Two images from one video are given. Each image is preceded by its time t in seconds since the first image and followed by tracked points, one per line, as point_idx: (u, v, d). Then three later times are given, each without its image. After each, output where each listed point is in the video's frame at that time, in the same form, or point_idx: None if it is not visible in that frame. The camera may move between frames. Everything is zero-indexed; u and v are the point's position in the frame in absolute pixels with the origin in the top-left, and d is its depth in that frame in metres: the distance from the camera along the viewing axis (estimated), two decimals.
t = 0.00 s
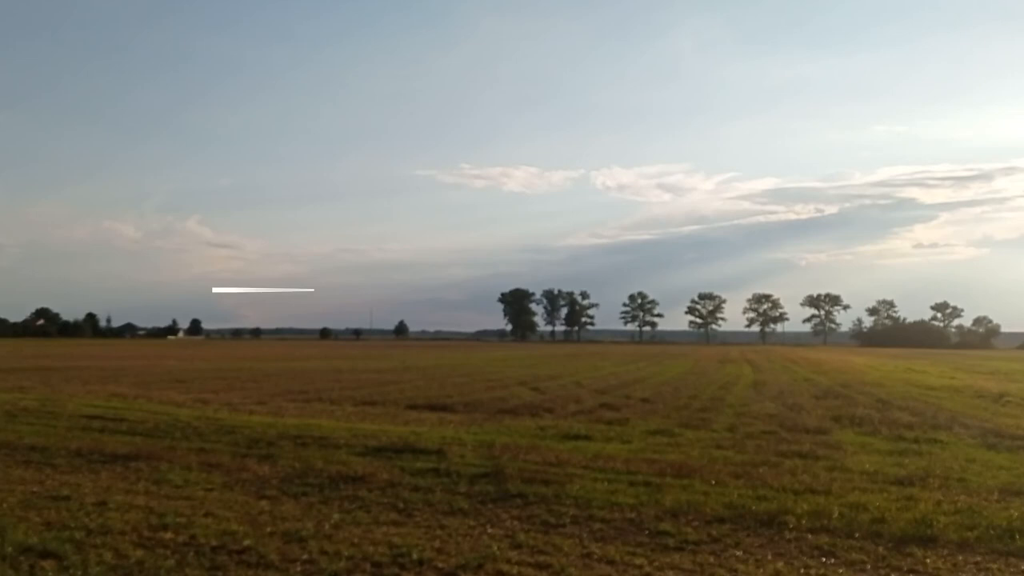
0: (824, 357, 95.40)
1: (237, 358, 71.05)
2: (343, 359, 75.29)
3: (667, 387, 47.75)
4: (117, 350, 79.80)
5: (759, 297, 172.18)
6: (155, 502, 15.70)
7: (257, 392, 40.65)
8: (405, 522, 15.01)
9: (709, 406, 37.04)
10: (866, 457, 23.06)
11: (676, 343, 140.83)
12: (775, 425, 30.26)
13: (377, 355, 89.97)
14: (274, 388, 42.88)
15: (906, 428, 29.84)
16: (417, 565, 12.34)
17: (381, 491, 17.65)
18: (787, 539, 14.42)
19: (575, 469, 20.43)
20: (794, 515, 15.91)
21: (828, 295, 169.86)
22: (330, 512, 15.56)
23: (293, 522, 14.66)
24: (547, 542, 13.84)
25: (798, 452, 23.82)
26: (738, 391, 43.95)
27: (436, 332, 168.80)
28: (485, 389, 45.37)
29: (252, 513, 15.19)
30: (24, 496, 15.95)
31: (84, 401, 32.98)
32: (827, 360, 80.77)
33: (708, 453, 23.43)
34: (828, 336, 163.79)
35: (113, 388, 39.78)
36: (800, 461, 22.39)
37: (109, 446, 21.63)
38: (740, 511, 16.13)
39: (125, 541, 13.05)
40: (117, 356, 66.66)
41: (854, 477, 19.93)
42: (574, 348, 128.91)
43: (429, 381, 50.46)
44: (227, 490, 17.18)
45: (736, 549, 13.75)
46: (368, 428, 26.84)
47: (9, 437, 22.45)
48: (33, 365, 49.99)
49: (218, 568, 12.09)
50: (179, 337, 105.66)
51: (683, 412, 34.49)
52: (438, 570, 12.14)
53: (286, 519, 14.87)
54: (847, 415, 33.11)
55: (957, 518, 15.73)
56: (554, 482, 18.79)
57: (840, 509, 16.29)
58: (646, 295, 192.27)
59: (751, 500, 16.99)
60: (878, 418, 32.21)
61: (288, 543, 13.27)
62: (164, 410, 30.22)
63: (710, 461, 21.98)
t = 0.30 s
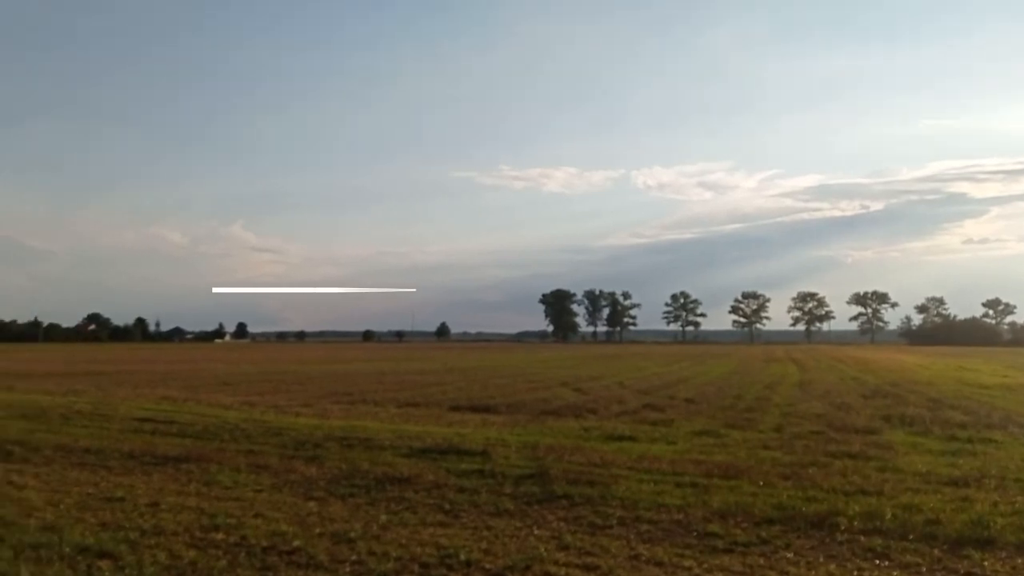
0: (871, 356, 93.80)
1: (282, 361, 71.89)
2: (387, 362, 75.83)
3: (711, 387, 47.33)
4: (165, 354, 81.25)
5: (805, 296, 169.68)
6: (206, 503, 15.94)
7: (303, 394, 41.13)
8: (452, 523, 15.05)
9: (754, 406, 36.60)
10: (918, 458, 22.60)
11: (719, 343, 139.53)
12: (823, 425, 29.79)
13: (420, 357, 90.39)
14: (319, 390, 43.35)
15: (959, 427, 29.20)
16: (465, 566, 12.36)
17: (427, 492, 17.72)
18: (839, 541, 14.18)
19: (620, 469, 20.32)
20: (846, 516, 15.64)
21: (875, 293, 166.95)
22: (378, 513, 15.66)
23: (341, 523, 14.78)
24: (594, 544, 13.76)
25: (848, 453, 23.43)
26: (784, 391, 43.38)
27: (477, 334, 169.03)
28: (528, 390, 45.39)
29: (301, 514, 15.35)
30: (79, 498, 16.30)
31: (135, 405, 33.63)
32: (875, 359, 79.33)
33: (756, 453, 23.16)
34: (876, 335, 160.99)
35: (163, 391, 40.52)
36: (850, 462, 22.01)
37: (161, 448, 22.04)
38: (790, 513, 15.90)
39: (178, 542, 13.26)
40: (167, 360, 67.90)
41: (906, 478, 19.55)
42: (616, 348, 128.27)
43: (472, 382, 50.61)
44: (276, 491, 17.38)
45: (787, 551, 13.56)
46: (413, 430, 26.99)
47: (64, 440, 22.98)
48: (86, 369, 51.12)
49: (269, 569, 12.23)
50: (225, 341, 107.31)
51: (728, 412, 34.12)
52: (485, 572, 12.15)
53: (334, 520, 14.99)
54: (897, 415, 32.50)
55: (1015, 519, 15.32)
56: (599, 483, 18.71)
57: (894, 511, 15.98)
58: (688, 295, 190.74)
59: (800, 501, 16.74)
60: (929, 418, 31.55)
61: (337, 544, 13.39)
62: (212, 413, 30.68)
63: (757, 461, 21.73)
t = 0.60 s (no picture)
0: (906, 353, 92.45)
1: (312, 364, 72.32)
2: (416, 363, 76.05)
3: (742, 386, 46.93)
4: (197, 357, 82.08)
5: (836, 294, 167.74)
6: (240, 505, 16.06)
7: (334, 397, 41.38)
8: (485, 524, 15.05)
9: (787, 406, 36.21)
10: (956, 457, 22.24)
11: (749, 342, 138.39)
12: (857, 424, 29.42)
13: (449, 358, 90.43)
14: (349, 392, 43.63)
15: (998, 426, 28.69)
16: (499, 567, 12.35)
17: (459, 494, 17.73)
18: (877, 541, 13.99)
19: (652, 470, 20.22)
20: (883, 516, 15.42)
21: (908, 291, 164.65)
22: (411, 515, 15.69)
23: (374, 524, 14.84)
24: (628, 545, 13.69)
25: (883, 452, 23.11)
26: (816, 390, 42.89)
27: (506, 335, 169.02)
28: (557, 391, 45.30)
29: (334, 516, 15.42)
30: (116, 500, 16.50)
31: (169, 408, 34.02)
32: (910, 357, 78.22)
33: (789, 453, 22.92)
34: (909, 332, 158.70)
35: (196, 394, 40.95)
36: (886, 461, 21.71)
37: (195, 450, 22.28)
38: (826, 513, 15.71)
39: (214, 544, 13.38)
40: (199, 364, 68.58)
41: (944, 478, 19.24)
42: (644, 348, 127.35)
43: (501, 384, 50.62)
44: (309, 493, 17.49)
45: (824, 552, 13.40)
46: (444, 431, 27.03)
47: (100, 443, 23.29)
48: (119, 373, 51.77)
49: (304, 569, 12.31)
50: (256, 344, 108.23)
51: (760, 412, 33.76)
52: (519, 573, 12.12)
53: (367, 521, 15.05)
54: (933, 414, 31.99)
55: None
56: (632, 484, 18.62)
57: (933, 511, 15.73)
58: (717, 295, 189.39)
59: (837, 502, 16.54)
60: (966, 416, 31.02)
61: (371, 545, 13.44)
62: (244, 415, 30.94)
63: (791, 461, 21.50)
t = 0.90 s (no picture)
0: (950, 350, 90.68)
1: (351, 366, 72.93)
2: (454, 365, 76.25)
3: (782, 385, 46.41)
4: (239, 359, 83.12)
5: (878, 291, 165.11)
6: (284, 506, 16.25)
7: (373, 398, 41.65)
8: (526, 525, 15.05)
9: (828, 404, 35.75)
10: (1005, 456, 21.78)
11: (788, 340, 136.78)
12: (901, 423, 28.94)
13: (485, 359, 90.66)
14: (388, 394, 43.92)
15: None
16: (541, 568, 12.35)
17: (499, 494, 17.76)
18: (925, 542, 13.76)
19: (694, 470, 20.09)
20: (931, 516, 15.15)
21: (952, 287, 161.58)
22: (452, 515, 15.75)
23: (416, 525, 14.91)
24: (671, 546, 13.61)
25: (929, 451, 22.69)
26: (859, 389, 42.25)
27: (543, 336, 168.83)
28: (595, 391, 45.18)
29: (377, 516, 15.53)
30: (164, 501, 16.79)
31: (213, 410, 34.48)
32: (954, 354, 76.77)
33: (833, 453, 22.60)
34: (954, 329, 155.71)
35: (238, 397, 41.47)
36: (932, 460, 21.34)
37: (239, 452, 22.57)
38: (872, 513, 15.48)
39: (260, 544, 13.54)
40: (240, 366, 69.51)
41: (993, 477, 18.85)
42: (682, 348, 126.08)
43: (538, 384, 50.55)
44: (351, 494, 17.64)
45: (871, 552, 13.21)
46: (483, 432, 27.09)
47: (146, 445, 23.70)
48: (163, 377, 52.68)
49: (348, 570, 12.42)
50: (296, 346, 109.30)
51: (801, 411, 33.31)
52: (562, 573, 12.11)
53: (409, 522, 15.13)
54: (980, 412, 31.35)
55: None
56: (673, 484, 18.51)
57: (983, 510, 15.43)
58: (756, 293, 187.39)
59: (883, 501, 16.29)
60: (1015, 415, 30.35)
61: (413, 546, 13.51)
62: (285, 417, 31.27)
63: (835, 461, 21.20)
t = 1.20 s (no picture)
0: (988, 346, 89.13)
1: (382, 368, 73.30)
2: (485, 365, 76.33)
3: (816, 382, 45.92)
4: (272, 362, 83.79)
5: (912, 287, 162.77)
6: (319, 508, 16.36)
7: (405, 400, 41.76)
8: (560, 525, 15.02)
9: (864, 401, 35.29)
10: None
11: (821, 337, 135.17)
12: (938, 420, 28.48)
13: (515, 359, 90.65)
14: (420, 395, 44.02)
15: None
16: (577, 569, 12.32)
17: (532, 495, 17.72)
18: (966, 540, 13.54)
19: (728, 469, 19.92)
20: (972, 515, 14.89)
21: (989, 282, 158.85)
22: (486, 516, 15.75)
23: (450, 526, 14.94)
24: (706, 546, 13.52)
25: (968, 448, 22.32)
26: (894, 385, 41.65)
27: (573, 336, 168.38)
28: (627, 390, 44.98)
29: (411, 518, 15.58)
30: (200, 504, 16.96)
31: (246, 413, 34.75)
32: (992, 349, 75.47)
33: (870, 450, 22.28)
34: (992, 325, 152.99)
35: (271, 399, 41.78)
36: (971, 456, 20.99)
37: (273, 454, 22.73)
38: (911, 512, 15.26)
39: (296, 546, 13.64)
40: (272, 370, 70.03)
41: None
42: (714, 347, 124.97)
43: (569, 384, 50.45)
44: (384, 495, 17.71)
45: (911, 552, 13.03)
46: (514, 433, 27.05)
47: (182, 448, 23.95)
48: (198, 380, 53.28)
49: (384, 571, 12.48)
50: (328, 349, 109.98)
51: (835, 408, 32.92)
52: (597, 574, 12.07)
53: (443, 523, 15.15)
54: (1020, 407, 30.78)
55: None
56: (708, 484, 18.37)
57: None
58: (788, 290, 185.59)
59: (922, 500, 16.05)
60: None
61: (448, 547, 13.54)
62: (317, 419, 31.46)
63: (872, 459, 20.91)
